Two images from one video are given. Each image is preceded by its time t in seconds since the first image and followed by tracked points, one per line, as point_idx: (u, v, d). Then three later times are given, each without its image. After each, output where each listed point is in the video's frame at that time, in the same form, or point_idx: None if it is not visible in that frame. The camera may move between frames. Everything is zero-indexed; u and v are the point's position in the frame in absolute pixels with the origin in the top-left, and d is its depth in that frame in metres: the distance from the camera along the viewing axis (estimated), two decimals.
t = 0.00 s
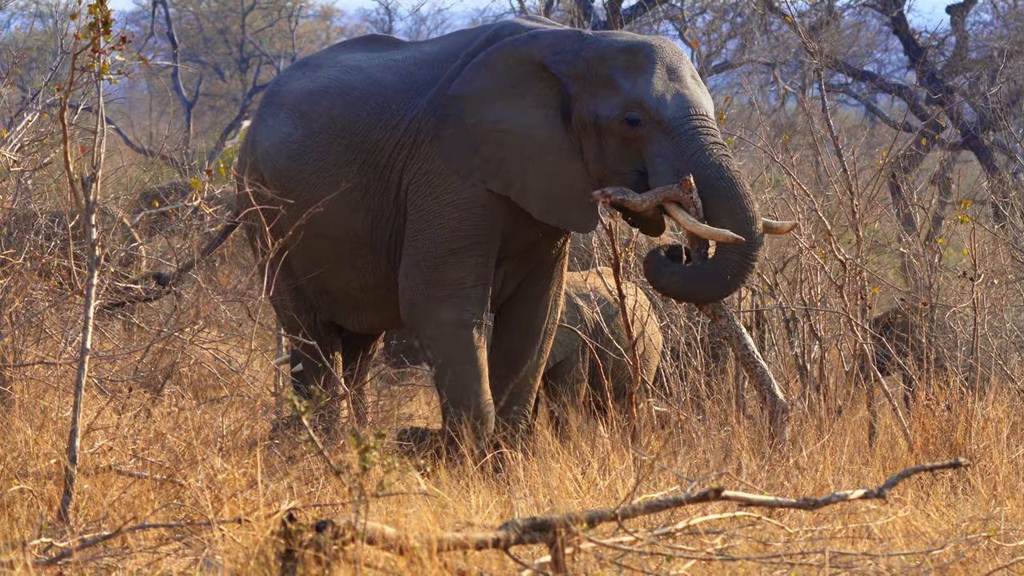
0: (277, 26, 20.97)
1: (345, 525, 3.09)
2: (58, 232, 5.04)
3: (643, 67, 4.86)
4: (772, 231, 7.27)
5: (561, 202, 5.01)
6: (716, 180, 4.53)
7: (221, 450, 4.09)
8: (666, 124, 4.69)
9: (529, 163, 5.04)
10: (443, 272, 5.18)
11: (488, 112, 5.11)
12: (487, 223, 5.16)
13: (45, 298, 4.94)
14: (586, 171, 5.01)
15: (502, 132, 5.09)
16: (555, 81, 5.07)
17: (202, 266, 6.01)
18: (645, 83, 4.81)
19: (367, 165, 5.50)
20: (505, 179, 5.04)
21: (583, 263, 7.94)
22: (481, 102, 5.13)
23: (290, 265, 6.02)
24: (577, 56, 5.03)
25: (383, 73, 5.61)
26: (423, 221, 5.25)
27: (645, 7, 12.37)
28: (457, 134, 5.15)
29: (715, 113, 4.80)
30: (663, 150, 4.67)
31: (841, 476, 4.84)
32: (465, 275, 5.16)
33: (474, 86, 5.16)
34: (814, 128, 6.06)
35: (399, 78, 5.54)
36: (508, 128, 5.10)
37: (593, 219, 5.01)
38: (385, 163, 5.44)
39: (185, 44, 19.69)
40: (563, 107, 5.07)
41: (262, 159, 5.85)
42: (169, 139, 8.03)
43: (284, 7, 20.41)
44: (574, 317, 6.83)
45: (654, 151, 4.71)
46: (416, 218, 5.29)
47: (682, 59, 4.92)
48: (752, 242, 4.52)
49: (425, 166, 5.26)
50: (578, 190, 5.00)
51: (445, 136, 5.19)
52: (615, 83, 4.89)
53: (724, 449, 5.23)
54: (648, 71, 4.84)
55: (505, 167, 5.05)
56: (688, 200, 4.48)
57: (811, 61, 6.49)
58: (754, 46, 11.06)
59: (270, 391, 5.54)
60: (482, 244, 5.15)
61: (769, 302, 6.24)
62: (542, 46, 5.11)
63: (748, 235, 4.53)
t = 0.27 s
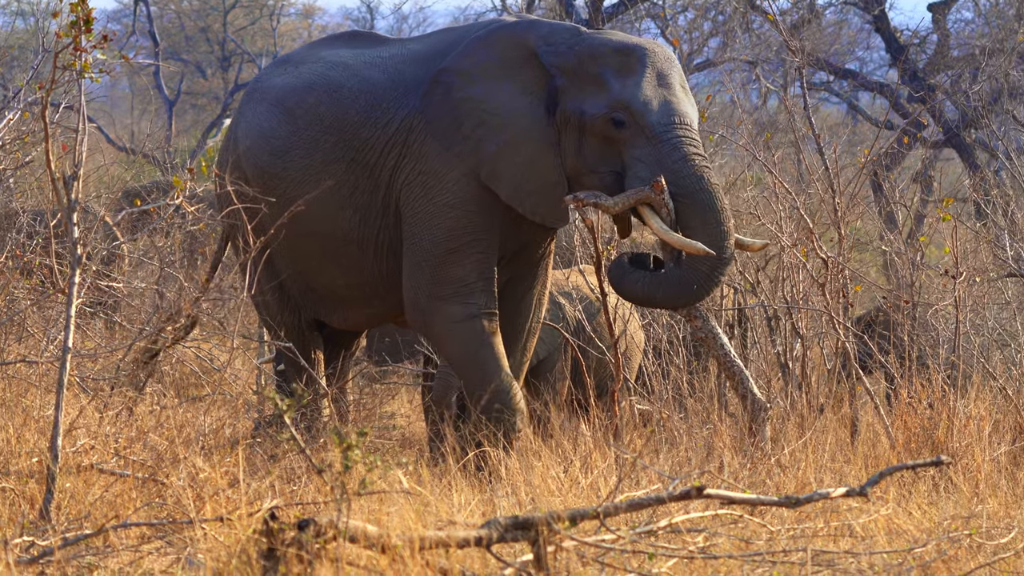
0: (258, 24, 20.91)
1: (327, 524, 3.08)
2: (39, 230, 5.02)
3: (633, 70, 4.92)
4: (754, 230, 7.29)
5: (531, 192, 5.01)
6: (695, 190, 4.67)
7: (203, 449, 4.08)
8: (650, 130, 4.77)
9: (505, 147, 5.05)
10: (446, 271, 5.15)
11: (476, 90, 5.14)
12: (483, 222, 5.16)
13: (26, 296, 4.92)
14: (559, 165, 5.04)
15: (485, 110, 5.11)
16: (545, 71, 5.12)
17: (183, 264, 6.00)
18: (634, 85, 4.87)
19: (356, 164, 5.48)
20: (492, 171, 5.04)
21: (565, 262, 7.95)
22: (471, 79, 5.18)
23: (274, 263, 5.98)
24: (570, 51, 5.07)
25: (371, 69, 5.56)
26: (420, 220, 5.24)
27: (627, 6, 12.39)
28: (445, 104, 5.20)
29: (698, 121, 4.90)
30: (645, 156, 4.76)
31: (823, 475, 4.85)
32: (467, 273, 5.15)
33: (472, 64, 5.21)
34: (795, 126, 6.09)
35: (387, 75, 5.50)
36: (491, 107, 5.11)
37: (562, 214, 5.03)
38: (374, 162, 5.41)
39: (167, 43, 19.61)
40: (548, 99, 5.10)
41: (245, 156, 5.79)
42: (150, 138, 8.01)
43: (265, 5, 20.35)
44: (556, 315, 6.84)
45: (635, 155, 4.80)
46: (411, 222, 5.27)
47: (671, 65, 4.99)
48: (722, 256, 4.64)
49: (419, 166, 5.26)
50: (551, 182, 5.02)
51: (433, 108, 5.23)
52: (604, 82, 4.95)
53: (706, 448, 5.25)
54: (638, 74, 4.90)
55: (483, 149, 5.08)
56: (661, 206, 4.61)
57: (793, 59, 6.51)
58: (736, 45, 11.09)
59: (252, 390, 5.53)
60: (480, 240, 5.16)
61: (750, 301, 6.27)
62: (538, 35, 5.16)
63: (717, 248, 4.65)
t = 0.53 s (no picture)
0: (239, 24, 20.85)
1: (308, 523, 3.09)
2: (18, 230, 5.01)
3: (630, 67, 4.89)
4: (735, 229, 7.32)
5: (529, 195, 4.97)
6: (700, 184, 4.66)
7: (183, 449, 4.07)
8: (652, 128, 4.75)
9: (498, 153, 5.03)
10: (437, 275, 5.14)
11: (465, 95, 5.14)
12: (474, 223, 5.13)
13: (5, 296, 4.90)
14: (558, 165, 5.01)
15: (477, 116, 5.11)
16: (538, 72, 5.09)
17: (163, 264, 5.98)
18: (633, 83, 4.84)
19: (338, 164, 5.47)
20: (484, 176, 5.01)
21: (546, 262, 7.96)
22: (459, 84, 5.17)
23: (255, 263, 5.95)
24: (562, 51, 5.05)
25: (352, 70, 5.55)
26: (409, 221, 5.21)
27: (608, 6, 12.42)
28: (432, 108, 5.18)
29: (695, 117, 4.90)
30: (648, 154, 4.74)
31: (803, 474, 4.88)
32: (459, 278, 5.14)
33: (456, 69, 5.20)
34: (776, 126, 6.11)
35: (369, 75, 5.49)
36: (482, 112, 5.11)
37: (558, 216, 4.95)
38: (356, 162, 5.40)
39: (147, 43, 19.53)
40: (541, 100, 5.08)
41: (228, 156, 5.77)
42: (130, 138, 7.98)
43: (245, 5, 20.29)
44: (537, 315, 6.85)
45: (636, 154, 4.78)
46: (400, 224, 5.26)
47: (666, 60, 4.98)
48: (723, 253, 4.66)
49: (404, 165, 5.25)
50: (547, 184, 4.99)
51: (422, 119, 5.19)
52: (601, 82, 4.92)
53: (687, 447, 5.26)
54: (636, 71, 4.87)
55: (475, 152, 5.04)
56: (668, 197, 4.64)
57: (774, 58, 6.53)
58: (716, 45, 11.12)
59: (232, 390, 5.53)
60: (470, 241, 5.14)
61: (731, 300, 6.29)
62: (527, 35, 5.15)
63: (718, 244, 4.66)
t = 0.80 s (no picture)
0: (219, 25, 20.79)
1: (289, 525, 3.07)
2: None
3: (630, 67, 4.96)
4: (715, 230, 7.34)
5: (543, 193, 5.04)
6: (706, 178, 4.81)
7: (165, 451, 4.06)
8: (659, 127, 4.88)
9: (500, 155, 5.04)
10: (435, 275, 5.12)
11: (453, 103, 5.10)
12: (471, 221, 5.16)
13: None
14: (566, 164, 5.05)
15: (471, 122, 5.10)
16: (537, 73, 5.10)
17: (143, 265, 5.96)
18: (636, 83, 4.93)
19: (320, 160, 5.45)
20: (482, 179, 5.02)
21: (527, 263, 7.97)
22: (444, 91, 5.13)
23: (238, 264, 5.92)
24: (556, 50, 5.06)
25: (335, 67, 5.56)
26: (405, 222, 5.19)
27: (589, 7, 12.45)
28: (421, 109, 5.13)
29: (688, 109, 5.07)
30: (656, 152, 4.87)
31: (784, 475, 4.90)
32: (457, 277, 5.12)
33: (440, 76, 5.16)
34: (756, 127, 6.13)
35: (353, 72, 5.49)
36: (475, 117, 5.11)
37: (576, 211, 5.02)
38: (340, 158, 5.39)
39: (128, 44, 19.43)
40: (538, 100, 5.10)
41: (211, 155, 5.74)
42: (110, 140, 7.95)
43: (226, 5, 20.23)
44: (519, 317, 6.86)
45: (642, 151, 4.89)
46: (394, 224, 5.24)
47: (658, 55, 5.08)
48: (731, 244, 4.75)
49: (395, 163, 5.24)
50: (559, 184, 5.04)
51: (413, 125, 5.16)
52: (603, 82, 4.96)
53: (669, 449, 5.28)
54: (636, 70, 4.95)
55: (473, 152, 5.05)
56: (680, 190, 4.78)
57: (754, 59, 6.55)
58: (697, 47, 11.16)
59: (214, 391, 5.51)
60: (466, 240, 5.15)
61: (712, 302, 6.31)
62: (519, 34, 5.14)
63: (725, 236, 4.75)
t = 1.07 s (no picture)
0: (203, 26, 20.73)
1: (274, 527, 3.08)
2: None
3: (633, 76, 4.98)
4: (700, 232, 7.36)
5: (517, 190, 5.05)
6: (698, 195, 4.93)
7: (150, 452, 4.05)
8: (657, 139, 4.94)
9: (488, 145, 5.06)
10: (427, 277, 5.13)
11: (448, 86, 5.08)
12: (463, 222, 5.17)
13: None
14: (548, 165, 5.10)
15: (462, 106, 5.09)
16: (538, 71, 5.08)
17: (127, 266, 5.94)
18: (638, 92, 4.95)
19: (311, 160, 5.43)
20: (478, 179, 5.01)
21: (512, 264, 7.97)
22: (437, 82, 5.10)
23: (228, 260, 5.89)
24: (559, 52, 5.04)
25: (324, 66, 5.54)
26: (397, 222, 5.18)
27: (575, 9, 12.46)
28: (416, 103, 5.08)
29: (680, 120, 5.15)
30: (652, 162, 4.93)
31: (769, 476, 4.91)
32: (449, 279, 5.14)
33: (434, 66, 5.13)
34: (741, 128, 6.15)
35: (342, 71, 5.48)
36: (468, 103, 5.10)
37: (544, 213, 5.06)
38: (331, 159, 5.37)
39: (113, 46, 19.35)
40: (536, 98, 5.10)
41: (203, 158, 5.74)
42: (94, 141, 7.91)
43: (211, 7, 20.17)
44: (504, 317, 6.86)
45: (638, 161, 4.95)
46: (387, 224, 5.22)
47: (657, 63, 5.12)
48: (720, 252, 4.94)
49: (386, 164, 5.21)
50: (535, 182, 5.06)
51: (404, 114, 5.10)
52: (606, 89, 4.96)
53: (654, 450, 5.29)
54: (639, 80, 4.98)
55: (468, 151, 5.03)
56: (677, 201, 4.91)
57: (738, 60, 6.57)
58: (682, 48, 11.18)
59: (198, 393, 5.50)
60: (459, 240, 5.16)
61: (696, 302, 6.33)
62: (522, 30, 5.08)
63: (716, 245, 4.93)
